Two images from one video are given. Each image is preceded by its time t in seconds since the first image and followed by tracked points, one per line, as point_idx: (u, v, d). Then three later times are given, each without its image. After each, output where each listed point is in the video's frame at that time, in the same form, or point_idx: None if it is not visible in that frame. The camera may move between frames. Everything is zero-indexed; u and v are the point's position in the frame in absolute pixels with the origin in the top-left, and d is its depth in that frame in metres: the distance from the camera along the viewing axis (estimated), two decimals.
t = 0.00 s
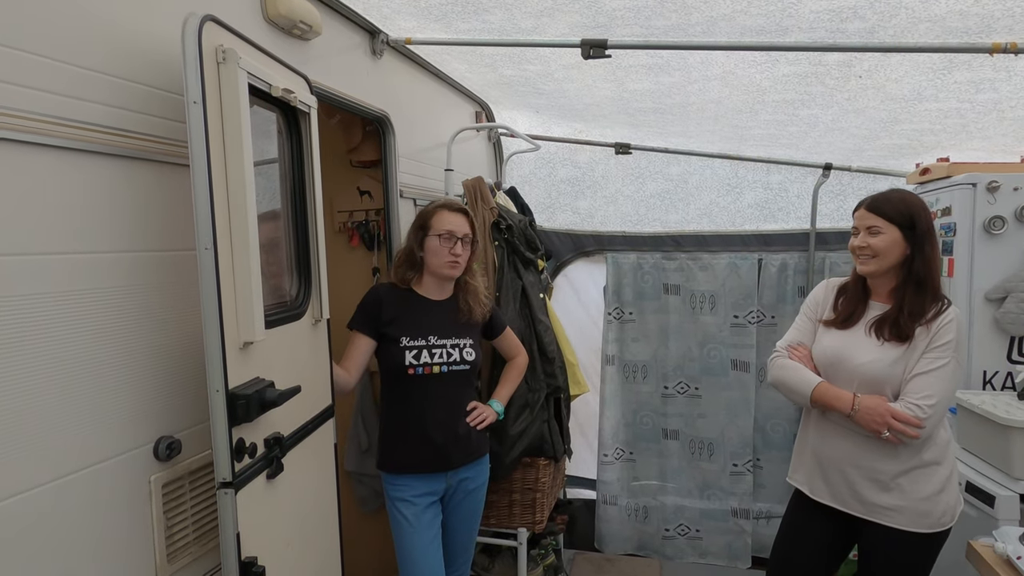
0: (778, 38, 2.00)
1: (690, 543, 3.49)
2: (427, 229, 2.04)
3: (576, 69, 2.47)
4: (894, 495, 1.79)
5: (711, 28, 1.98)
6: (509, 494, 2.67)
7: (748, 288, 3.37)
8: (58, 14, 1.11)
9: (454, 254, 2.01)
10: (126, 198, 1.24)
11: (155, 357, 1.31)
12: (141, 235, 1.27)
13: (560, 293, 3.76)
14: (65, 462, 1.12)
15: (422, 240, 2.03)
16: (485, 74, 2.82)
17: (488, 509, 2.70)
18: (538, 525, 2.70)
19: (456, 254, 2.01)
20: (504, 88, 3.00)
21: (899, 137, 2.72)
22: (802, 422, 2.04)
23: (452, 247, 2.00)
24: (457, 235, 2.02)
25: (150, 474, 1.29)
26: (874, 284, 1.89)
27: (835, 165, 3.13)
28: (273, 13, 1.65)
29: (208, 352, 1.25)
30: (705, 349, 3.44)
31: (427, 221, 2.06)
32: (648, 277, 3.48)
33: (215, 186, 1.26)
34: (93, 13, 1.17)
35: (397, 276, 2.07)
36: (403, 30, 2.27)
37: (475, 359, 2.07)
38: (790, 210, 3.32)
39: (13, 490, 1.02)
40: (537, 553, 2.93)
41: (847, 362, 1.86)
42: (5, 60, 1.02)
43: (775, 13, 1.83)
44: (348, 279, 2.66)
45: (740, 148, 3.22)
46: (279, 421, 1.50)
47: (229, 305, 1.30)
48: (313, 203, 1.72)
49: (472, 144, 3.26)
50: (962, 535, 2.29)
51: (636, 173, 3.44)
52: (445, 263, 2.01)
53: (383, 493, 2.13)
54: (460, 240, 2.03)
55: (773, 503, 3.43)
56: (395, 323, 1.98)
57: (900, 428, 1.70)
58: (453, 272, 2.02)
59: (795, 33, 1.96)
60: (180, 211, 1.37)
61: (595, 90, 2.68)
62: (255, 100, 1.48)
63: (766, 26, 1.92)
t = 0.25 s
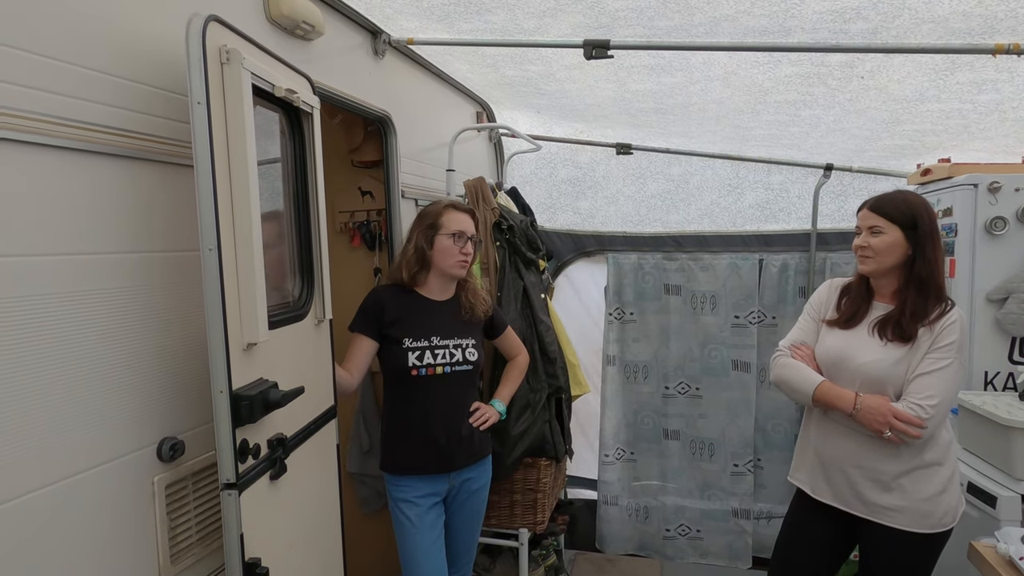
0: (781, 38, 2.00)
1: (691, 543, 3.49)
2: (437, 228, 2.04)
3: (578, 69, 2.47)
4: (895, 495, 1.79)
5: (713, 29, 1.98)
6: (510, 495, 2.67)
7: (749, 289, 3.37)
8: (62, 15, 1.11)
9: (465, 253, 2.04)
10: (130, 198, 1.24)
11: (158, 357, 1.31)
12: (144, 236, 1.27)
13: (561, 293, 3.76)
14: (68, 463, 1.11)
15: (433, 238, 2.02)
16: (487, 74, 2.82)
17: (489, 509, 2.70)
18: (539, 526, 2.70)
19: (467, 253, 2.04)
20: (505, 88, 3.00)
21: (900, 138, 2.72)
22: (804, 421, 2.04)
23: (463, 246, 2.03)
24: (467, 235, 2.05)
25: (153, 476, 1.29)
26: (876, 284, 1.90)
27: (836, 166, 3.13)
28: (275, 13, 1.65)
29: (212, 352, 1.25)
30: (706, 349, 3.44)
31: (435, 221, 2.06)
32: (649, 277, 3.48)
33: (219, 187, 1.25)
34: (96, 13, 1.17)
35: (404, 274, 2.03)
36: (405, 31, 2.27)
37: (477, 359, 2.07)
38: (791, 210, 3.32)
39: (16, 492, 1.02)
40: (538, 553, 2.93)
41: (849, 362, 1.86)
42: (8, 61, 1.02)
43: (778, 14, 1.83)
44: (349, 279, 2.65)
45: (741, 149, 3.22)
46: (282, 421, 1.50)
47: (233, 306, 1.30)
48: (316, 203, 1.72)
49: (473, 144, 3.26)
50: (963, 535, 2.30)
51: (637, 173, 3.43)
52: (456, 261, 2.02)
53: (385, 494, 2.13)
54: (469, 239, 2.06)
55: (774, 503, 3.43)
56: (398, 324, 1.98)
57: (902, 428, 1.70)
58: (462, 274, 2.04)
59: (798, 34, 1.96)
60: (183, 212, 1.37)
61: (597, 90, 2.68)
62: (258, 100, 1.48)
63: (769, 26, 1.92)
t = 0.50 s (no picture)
0: (780, 39, 2.01)
1: (690, 543, 3.50)
2: (438, 228, 2.04)
3: (577, 70, 2.47)
4: (892, 494, 1.80)
5: (712, 29, 1.98)
6: (509, 494, 2.68)
7: (747, 289, 3.38)
8: (64, 15, 1.11)
9: (465, 253, 2.04)
10: (131, 198, 1.24)
11: (159, 357, 1.31)
12: (146, 235, 1.27)
13: (560, 293, 3.76)
14: (69, 462, 1.12)
15: (433, 239, 2.02)
16: (486, 75, 2.82)
17: (488, 509, 2.71)
18: (538, 525, 2.71)
19: (467, 254, 2.04)
20: (505, 89, 3.00)
21: (899, 138, 2.73)
22: (801, 420, 2.05)
23: (463, 247, 2.04)
24: (467, 235, 2.06)
25: (153, 475, 1.29)
26: (874, 283, 1.90)
27: (835, 166, 3.14)
28: (275, 13, 1.65)
29: (212, 352, 1.25)
30: (705, 349, 3.44)
31: (435, 221, 2.06)
32: (648, 278, 3.49)
33: (219, 187, 1.26)
34: (97, 14, 1.17)
35: (404, 274, 2.04)
36: (405, 31, 2.27)
37: (476, 359, 2.07)
38: (790, 210, 3.33)
39: (18, 491, 1.02)
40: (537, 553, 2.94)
41: (846, 361, 1.87)
42: (9, 61, 1.02)
43: (776, 15, 1.84)
44: (349, 279, 2.66)
45: (740, 149, 3.22)
46: (282, 421, 1.50)
47: (233, 306, 1.30)
48: (316, 203, 1.72)
49: (472, 145, 3.26)
50: (961, 535, 2.30)
51: (636, 173, 3.43)
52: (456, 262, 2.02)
53: (385, 494, 2.14)
54: (469, 240, 2.06)
55: (772, 503, 3.44)
56: (397, 324, 1.98)
57: (897, 427, 1.70)
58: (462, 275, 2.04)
59: (797, 35, 1.97)
60: (184, 212, 1.37)
61: (596, 90, 2.69)
62: (258, 101, 1.48)
63: (768, 27, 1.92)
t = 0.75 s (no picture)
0: (776, 38, 2.01)
1: (687, 541, 3.51)
2: (435, 228, 2.05)
3: (575, 69, 2.48)
4: (885, 491, 1.81)
5: (709, 29, 1.99)
6: (507, 493, 2.68)
7: (744, 288, 3.39)
8: (63, 14, 1.12)
9: (462, 253, 2.04)
10: (130, 196, 1.25)
11: (158, 355, 1.31)
12: (145, 234, 1.28)
13: (558, 293, 3.74)
14: (68, 460, 1.12)
15: (430, 238, 2.03)
16: (484, 74, 2.83)
17: (486, 507, 2.71)
18: (536, 523, 2.71)
19: (464, 253, 2.04)
20: (502, 88, 3.01)
21: (896, 137, 2.74)
22: (795, 417, 2.06)
23: (461, 246, 2.04)
24: (465, 235, 2.06)
25: (151, 473, 1.30)
26: (868, 283, 1.91)
27: (832, 165, 3.15)
28: (274, 12, 1.65)
29: (210, 350, 1.26)
30: (702, 348, 3.45)
31: (433, 221, 2.06)
32: (646, 277, 3.50)
33: (217, 185, 1.26)
34: (96, 13, 1.18)
35: (402, 274, 2.04)
36: (403, 30, 2.27)
37: (474, 358, 2.08)
38: (787, 209, 3.34)
39: (18, 488, 1.03)
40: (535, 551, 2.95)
41: (841, 359, 1.88)
42: (9, 60, 1.03)
43: (773, 14, 1.85)
44: (346, 278, 2.66)
45: (737, 149, 3.24)
46: (280, 419, 1.50)
47: (231, 304, 1.31)
48: (313, 202, 1.73)
49: (470, 144, 3.27)
50: (957, 533, 2.31)
51: (634, 173, 3.44)
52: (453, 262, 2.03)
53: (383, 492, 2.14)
54: (467, 240, 2.06)
55: (770, 501, 3.44)
56: (396, 323, 1.99)
57: (891, 424, 1.72)
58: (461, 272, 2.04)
59: (793, 34, 1.98)
60: (182, 211, 1.38)
61: (594, 90, 2.69)
62: (256, 100, 1.49)
63: (765, 26, 1.93)
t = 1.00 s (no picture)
0: (770, 38, 2.02)
1: (683, 539, 3.52)
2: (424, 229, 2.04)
3: (570, 69, 2.49)
4: (874, 488, 1.83)
5: (703, 28, 2.00)
6: (503, 491, 2.69)
7: (740, 286, 3.41)
8: (60, 14, 1.12)
9: (452, 253, 2.01)
10: (127, 195, 1.26)
11: (154, 353, 1.32)
12: (140, 232, 1.29)
13: (554, 292, 3.73)
14: (64, 457, 1.13)
15: (420, 240, 2.03)
16: (480, 74, 2.83)
17: (482, 506, 2.72)
18: (532, 522, 2.72)
19: (454, 253, 2.02)
20: (498, 88, 3.02)
21: (890, 137, 2.75)
22: (785, 415, 2.07)
23: (450, 247, 2.01)
24: (455, 235, 2.03)
25: (147, 471, 1.30)
26: (858, 282, 1.92)
27: (827, 165, 3.17)
28: (269, 12, 1.66)
29: (206, 348, 1.26)
30: (698, 347, 3.46)
31: (422, 221, 2.05)
32: (642, 275, 3.52)
33: (213, 184, 1.27)
34: (93, 13, 1.18)
35: (395, 275, 2.06)
36: (398, 29, 2.28)
37: (471, 358, 2.08)
38: (782, 209, 3.33)
39: (15, 484, 1.04)
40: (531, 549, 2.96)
41: (831, 358, 1.89)
42: (7, 60, 1.03)
43: (766, 14, 1.85)
44: (342, 277, 2.67)
45: (733, 148, 3.25)
46: (276, 417, 1.51)
47: (226, 302, 1.31)
48: (309, 201, 1.73)
49: (466, 143, 3.27)
50: (951, 530, 2.32)
51: (630, 173, 3.42)
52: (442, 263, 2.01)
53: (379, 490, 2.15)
54: (457, 239, 2.03)
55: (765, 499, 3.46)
56: (392, 322, 1.99)
57: (879, 423, 1.73)
58: (452, 272, 2.03)
59: (787, 34, 1.99)
60: (179, 209, 1.39)
61: (589, 89, 2.70)
62: (251, 99, 1.49)
63: (758, 26, 1.94)
